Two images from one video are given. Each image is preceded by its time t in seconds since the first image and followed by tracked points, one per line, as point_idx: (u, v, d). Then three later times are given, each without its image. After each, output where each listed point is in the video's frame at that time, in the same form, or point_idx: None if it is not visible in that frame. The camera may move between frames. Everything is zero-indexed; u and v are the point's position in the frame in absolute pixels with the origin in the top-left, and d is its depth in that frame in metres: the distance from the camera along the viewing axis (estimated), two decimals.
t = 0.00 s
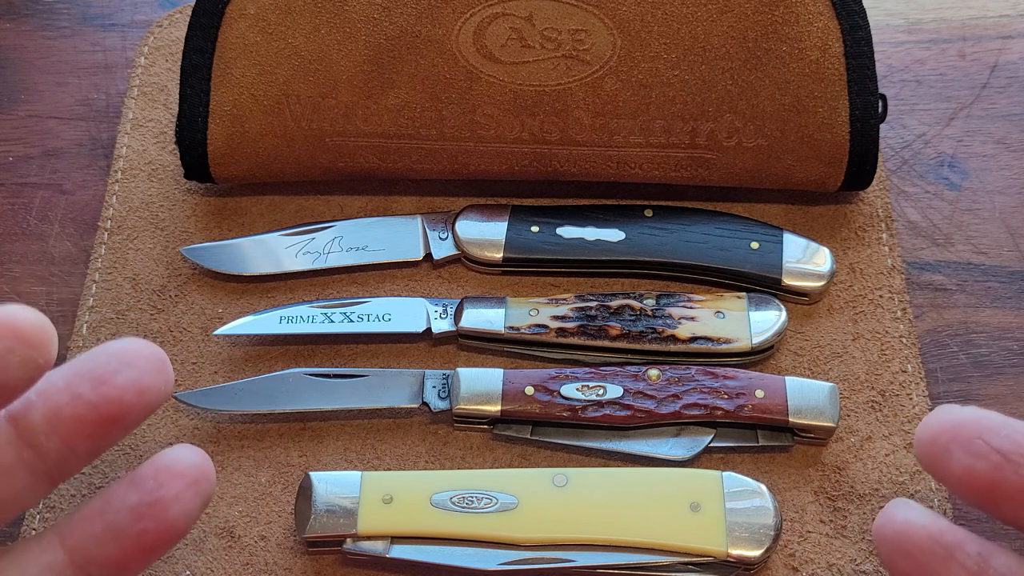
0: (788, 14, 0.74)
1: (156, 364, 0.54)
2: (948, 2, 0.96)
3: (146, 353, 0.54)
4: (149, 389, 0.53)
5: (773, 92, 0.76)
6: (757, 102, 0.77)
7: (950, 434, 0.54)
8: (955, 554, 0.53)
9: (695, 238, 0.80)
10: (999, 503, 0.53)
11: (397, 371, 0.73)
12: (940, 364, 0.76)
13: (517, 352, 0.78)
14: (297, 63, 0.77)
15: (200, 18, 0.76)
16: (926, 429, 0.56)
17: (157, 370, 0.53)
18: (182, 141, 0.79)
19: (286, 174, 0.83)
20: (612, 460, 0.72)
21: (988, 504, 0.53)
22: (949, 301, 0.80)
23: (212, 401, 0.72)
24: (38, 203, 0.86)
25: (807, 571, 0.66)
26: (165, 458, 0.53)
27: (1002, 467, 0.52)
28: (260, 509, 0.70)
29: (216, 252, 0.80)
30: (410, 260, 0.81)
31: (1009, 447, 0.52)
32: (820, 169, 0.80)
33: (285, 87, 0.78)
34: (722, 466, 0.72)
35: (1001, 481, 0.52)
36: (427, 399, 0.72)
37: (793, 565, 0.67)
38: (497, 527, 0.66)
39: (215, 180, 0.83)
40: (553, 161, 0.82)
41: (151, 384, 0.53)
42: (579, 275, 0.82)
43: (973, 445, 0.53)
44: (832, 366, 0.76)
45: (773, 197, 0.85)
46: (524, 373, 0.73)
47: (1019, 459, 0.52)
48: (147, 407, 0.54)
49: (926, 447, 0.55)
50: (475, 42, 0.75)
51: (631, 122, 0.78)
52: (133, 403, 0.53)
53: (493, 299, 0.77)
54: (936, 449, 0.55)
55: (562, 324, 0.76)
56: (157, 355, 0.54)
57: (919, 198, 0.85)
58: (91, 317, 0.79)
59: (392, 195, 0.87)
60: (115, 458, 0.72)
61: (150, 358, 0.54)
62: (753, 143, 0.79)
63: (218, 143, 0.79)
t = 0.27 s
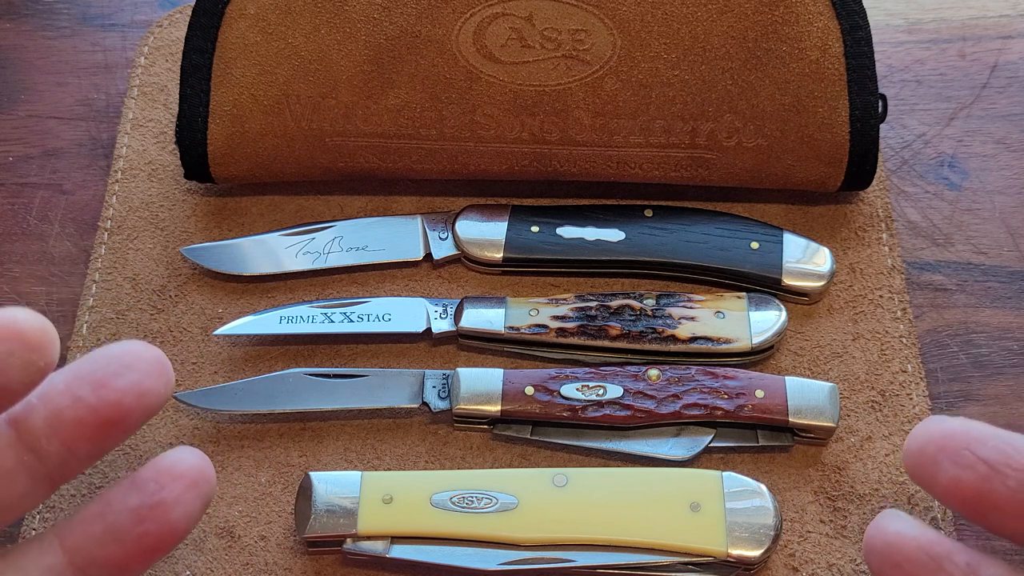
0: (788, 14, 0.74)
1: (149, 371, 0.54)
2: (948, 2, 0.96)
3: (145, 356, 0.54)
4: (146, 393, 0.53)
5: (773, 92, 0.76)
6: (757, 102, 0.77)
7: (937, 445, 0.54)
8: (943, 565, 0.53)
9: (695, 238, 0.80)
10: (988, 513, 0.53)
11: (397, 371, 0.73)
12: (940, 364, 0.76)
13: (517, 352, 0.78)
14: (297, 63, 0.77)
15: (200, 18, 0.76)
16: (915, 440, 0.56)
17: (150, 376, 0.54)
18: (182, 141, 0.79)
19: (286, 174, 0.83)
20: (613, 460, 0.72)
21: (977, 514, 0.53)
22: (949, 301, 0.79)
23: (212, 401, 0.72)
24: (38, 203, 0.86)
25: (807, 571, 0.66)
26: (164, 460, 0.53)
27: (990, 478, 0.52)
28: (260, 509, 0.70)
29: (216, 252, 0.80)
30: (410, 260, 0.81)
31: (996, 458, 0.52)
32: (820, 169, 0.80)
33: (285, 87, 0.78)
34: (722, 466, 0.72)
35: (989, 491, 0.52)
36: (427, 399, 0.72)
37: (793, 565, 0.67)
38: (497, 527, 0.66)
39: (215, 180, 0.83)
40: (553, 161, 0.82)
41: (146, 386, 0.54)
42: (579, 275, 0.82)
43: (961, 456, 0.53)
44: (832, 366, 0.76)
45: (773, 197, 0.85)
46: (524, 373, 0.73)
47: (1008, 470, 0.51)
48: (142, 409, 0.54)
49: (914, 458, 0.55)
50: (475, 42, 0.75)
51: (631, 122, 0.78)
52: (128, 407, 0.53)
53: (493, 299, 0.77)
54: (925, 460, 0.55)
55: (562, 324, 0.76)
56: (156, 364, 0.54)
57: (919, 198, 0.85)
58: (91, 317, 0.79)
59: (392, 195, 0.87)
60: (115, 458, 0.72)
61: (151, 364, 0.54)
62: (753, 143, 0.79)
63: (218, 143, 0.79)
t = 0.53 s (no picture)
0: (788, 14, 0.74)
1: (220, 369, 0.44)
2: (948, 2, 0.96)
3: (261, 363, 0.45)
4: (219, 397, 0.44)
5: (773, 92, 0.76)
6: (757, 102, 0.77)
7: (822, 481, 0.44)
8: None
9: (695, 238, 0.80)
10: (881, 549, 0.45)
11: (397, 371, 0.73)
12: (940, 364, 0.76)
13: (517, 352, 0.78)
14: (297, 63, 0.77)
15: (200, 18, 0.76)
16: (796, 479, 0.45)
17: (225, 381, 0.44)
18: (182, 141, 0.79)
19: (286, 173, 0.83)
20: (612, 460, 0.72)
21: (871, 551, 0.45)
22: (949, 301, 0.79)
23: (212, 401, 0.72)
24: (38, 203, 0.86)
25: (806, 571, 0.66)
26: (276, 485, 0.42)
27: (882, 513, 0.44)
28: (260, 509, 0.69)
29: (216, 252, 0.80)
30: (410, 260, 0.81)
31: (884, 490, 0.44)
32: (821, 169, 0.80)
33: (285, 87, 0.78)
34: (722, 466, 0.72)
35: (883, 527, 0.44)
36: (427, 399, 0.72)
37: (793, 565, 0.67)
38: (497, 527, 0.66)
39: (215, 180, 0.83)
40: (553, 161, 0.82)
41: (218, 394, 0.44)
42: (579, 275, 0.82)
43: (847, 494, 0.44)
44: (832, 366, 0.76)
45: (773, 197, 0.85)
46: (524, 373, 0.73)
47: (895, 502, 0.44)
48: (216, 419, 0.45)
49: (797, 498, 0.45)
50: (475, 42, 0.75)
51: (631, 122, 0.78)
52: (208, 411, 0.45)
53: (493, 299, 0.77)
54: (810, 502, 0.44)
55: (562, 324, 0.76)
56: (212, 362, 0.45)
57: (919, 198, 0.85)
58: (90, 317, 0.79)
59: (392, 195, 0.87)
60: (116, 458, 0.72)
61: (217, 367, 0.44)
62: (753, 143, 0.79)
63: (219, 143, 0.79)
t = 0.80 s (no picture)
0: (788, 14, 0.74)
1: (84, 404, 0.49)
2: (948, 2, 0.96)
3: None
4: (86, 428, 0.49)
5: (773, 92, 0.76)
6: (757, 102, 0.77)
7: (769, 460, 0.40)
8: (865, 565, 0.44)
9: (695, 238, 0.80)
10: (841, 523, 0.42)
11: (397, 371, 0.73)
12: (940, 364, 0.76)
13: (517, 352, 0.78)
14: (297, 63, 0.77)
15: (200, 18, 0.76)
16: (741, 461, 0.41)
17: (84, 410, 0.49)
18: (182, 141, 0.79)
19: (286, 173, 0.83)
20: (612, 460, 0.72)
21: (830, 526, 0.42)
22: (949, 301, 0.79)
23: (211, 400, 0.72)
24: (38, 203, 0.86)
25: (806, 571, 0.66)
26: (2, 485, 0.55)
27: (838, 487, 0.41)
28: (260, 509, 0.70)
29: (216, 252, 0.80)
30: (410, 260, 0.81)
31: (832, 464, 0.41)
32: (820, 169, 0.80)
33: (285, 87, 0.78)
34: (722, 466, 0.72)
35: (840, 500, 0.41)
36: (427, 399, 0.72)
37: (793, 565, 0.67)
38: (497, 527, 0.66)
39: (215, 180, 0.83)
40: (553, 161, 0.82)
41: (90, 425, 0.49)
42: (579, 275, 0.82)
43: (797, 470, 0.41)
44: (832, 366, 0.76)
45: (773, 196, 0.85)
46: (524, 373, 0.73)
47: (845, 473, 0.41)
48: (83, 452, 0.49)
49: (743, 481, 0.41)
50: (475, 42, 0.75)
51: (631, 122, 0.78)
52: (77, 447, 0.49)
53: (493, 299, 0.77)
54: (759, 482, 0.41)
55: (562, 324, 0.76)
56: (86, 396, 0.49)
57: (919, 198, 0.85)
58: (91, 318, 0.79)
59: (392, 195, 0.87)
60: (115, 458, 0.72)
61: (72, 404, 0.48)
62: (753, 143, 0.79)
63: (218, 143, 0.79)
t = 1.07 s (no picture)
0: (788, 14, 0.74)
1: (94, 384, 0.53)
2: (948, 2, 0.96)
3: None
4: (98, 405, 0.53)
5: (773, 92, 0.76)
6: (757, 102, 0.77)
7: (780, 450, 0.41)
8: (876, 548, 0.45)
9: (695, 238, 0.80)
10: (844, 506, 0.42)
11: (396, 371, 0.73)
12: (940, 365, 0.76)
13: (517, 352, 0.78)
14: (297, 63, 0.77)
15: (200, 18, 0.76)
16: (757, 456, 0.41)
17: (95, 389, 0.53)
18: (182, 141, 0.79)
19: (286, 173, 0.83)
20: (612, 460, 0.72)
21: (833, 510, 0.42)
22: (949, 301, 0.79)
23: (211, 400, 0.72)
24: (38, 203, 0.86)
25: (806, 572, 0.66)
26: None
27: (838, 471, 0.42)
28: (260, 509, 0.70)
29: (215, 251, 0.80)
30: (410, 260, 0.81)
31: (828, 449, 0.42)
32: (820, 169, 0.80)
33: (285, 87, 0.78)
34: (722, 466, 0.72)
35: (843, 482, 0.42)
36: (427, 399, 0.72)
37: (793, 565, 0.67)
38: (497, 527, 0.66)
39: (215, 180, 0.83)
40: (553, 161, 0.82)
41: (102, 402, 0.53)
42: (579, 275, 0.82)
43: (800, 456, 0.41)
44: (832, 366, 0.76)
45: (773, 196, 0.85)
46: (524, 373, 0.73)
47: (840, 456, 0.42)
48: (93, 431, 0.54)
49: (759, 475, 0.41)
50: (475, 42, 0.75)
51: (631, 122, 0.78)
52: (88, 424, 0.53)
53: (493, 299, 0.77)
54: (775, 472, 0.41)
55: (562, 324, 0.76)
56: (99, 376, 0.54)
57: (919, 198, 0.85)
58: (91, 318, 0.79)
59: (392, 195, 0.87)
60: (115, 458, 0.72)
61: (84, 380, 0.53)
62: (753, 143, 0.79)
63: (218, 143, 0.79)
